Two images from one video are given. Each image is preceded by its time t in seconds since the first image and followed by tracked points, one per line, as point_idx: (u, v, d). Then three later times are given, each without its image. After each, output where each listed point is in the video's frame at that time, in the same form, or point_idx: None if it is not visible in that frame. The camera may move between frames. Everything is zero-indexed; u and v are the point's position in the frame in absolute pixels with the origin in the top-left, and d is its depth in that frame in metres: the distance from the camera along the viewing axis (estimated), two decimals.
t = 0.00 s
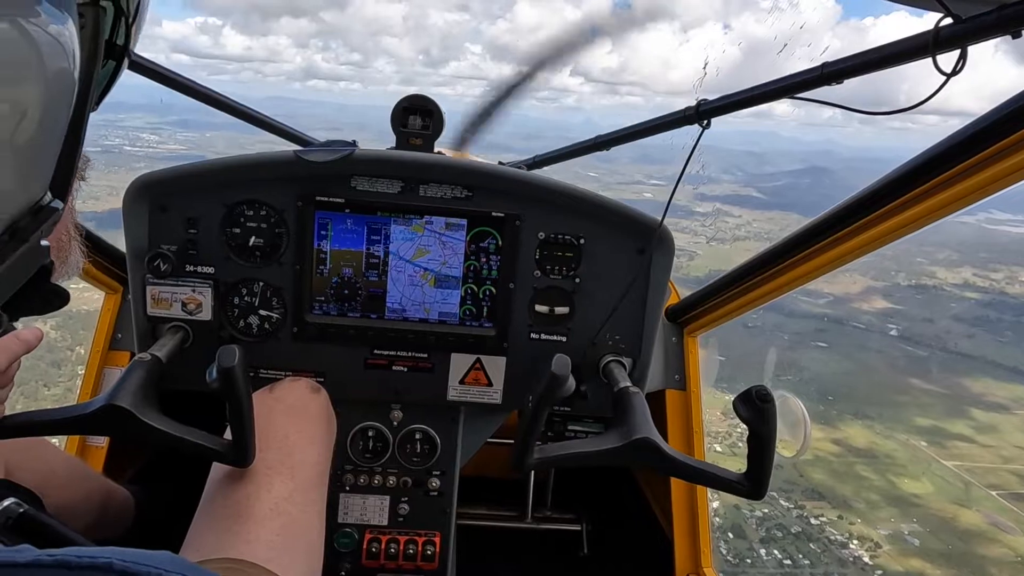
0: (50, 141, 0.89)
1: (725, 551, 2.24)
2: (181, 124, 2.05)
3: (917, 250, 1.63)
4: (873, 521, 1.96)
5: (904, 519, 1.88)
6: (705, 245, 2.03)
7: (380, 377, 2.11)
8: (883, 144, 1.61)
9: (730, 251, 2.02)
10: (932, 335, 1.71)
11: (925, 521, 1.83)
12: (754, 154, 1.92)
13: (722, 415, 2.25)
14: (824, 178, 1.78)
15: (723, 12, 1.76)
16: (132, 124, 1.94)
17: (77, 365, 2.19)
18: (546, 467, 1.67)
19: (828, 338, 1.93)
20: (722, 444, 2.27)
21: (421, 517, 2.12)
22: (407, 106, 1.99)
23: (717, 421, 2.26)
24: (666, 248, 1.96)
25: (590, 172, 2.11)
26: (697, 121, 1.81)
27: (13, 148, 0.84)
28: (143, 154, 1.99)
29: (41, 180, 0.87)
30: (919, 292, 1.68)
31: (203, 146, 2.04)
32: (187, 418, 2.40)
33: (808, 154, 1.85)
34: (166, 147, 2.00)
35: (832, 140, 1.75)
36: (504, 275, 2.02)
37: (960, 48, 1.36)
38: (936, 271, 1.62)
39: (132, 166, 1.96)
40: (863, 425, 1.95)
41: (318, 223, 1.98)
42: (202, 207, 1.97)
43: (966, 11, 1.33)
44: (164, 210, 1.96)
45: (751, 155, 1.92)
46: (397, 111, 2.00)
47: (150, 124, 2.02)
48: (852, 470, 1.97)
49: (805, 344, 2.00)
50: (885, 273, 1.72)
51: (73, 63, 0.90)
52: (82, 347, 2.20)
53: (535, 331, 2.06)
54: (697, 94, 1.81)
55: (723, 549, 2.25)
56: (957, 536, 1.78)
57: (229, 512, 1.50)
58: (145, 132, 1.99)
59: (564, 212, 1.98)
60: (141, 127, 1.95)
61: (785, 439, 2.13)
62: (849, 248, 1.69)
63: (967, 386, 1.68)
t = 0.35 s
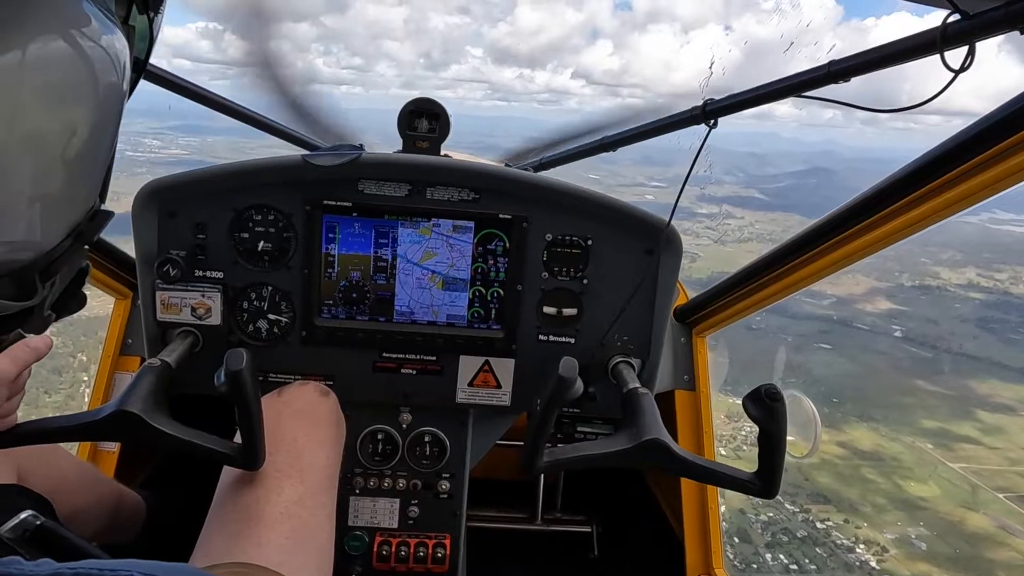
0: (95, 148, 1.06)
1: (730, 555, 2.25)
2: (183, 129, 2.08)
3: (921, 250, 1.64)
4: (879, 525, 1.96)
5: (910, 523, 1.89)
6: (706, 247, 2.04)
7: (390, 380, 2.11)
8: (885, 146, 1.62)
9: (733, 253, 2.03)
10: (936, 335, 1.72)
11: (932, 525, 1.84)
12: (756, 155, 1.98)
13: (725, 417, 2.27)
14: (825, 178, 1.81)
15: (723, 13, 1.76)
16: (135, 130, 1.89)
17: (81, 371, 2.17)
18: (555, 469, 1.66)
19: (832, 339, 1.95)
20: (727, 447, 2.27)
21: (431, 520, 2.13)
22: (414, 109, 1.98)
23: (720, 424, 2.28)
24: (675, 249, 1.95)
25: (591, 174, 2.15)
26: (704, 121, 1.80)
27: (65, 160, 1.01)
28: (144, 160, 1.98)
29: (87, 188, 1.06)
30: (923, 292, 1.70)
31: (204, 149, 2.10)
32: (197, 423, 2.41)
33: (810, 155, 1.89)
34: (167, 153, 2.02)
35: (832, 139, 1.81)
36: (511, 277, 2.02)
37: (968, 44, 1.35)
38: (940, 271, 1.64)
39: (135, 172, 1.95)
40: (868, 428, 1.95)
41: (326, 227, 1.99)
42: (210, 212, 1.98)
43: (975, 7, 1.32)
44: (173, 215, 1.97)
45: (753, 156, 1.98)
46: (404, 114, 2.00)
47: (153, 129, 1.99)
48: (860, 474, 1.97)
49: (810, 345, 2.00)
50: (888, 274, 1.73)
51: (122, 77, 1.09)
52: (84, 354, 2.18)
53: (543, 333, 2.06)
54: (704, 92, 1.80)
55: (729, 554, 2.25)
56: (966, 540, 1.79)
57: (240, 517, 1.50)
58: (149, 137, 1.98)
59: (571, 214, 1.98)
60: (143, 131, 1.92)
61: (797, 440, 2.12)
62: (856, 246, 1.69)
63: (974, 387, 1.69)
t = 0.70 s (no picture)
0: (96, 146, 1.05)
1: (737, 559, 2.26)
2: (185, 133, 2.07)
3: (926, 250, 1.65)
4: (885, 528, 1.95)
5: (917, 526, 1.88)
6: (709, 249, 2.02)
7: (398, 379, 2.11)
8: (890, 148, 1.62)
9: (733, 254, 2.04)
10: (941, 336, 1.73)
11: (938, 528, 1.84)
12: (757, 156, 1.90)
13: (727, 420, 2.27)
14: (825, 178, 1.81)
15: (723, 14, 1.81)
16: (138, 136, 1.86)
17: (81, 378, 2.15)
18: (563, 470, 1.66)
19: (836, 340, 1.96)
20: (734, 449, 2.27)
21: (439, 519, 2.13)
22: (421, 109, 1.98)
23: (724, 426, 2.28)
24: (682, 248, 1.95)
25: (593, 176, 2.13)
26: (712, 121, 1.80)
27: (65, 159, 0.99)
28: (146, 164, 1.98)
29: (90, 183, 1.06)
30: (926, 292, 1.70)
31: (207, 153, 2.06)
32: (205, 422, 2.43)
33: (808, 156, 1.88)
34: (166, 157, 2.02)
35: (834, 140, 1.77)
36: (519, 278, 2.02)
37: (978, 43, 1.34)
38: (943, 271, 1.65)
39: (137, 176, 1.95)
40: (872, 429, 1.95)
41: (333, 229, 1.99)
42: (218, 212, 1.98)
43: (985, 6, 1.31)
44: (181, 216, 1.98)
45: (754, 157, 1.90)
46: (411, 114, 1.99)
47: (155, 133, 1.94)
48: (867, 477, 1.96)
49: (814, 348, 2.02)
50: (890, 274, 1.74)
51: (121, 75, 1.08)
52: (83, 360, 2.14)
53: (551, 333, 2.06)
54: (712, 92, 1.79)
55: (737, 559, 2.26)
56: (973, 544, 1.78)
57: (249, 517, 1.51)
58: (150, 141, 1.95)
59: (578, 213, 1.98)
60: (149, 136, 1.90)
61: (804, 440, 2.12)
62: (865, 246, 1.68)
63: (979, 387, 1.70)
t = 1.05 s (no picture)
0: (129, 150, 1.05)
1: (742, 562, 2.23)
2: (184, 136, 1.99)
3: (926, 249, 1.63)
4: (890, 532, 1.96)
5: (921, 529, 1.89)
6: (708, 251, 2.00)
7: (403, 379, 2.11)
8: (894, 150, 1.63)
9: (736, 255, 2.04)
10: (944, 338, 1.74)
11: (944, 532, 1.84)
12: (757, 157, 1.92)
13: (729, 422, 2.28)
14: (825, 179, 1.82)
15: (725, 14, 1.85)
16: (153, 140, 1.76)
17: (81, 384, 2.11)
18: (570, 472, 1.66)
19: (838, 341, 1.97)
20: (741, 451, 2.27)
21: (444, 518, 2.13)
22: (429, 108, 1.98)
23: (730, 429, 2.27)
24: (689, 248, 1.95)
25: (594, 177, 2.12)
26: (720, 121, 1.79)
27: (100, 165, 0.99)
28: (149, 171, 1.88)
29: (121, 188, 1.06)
30: (928, 293, 1.69)
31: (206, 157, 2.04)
32: (212, 420, 2.44)
33: (809, 156, 1.90)
34: (168, 161, 1.94)
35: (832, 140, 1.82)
36: (525, 278, 2.02)
37: (987, 44, 1.34)
38: (944, 272, 1.65)
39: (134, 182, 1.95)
40: (876, 431, 1.97)
41: (340, 228, 2.00)
42: (226, 210, 1.99)
43: (996, 6, 1.31)
44: (189, 213, 1.99)
45: (754, 158, 1.92)
46: (419, 113, 1.99)
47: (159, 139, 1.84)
48: (871, 480, 1.96)
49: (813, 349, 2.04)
50: (891, 274, 1.73)
51: (154, 80, 1.08)
52: (83, 366, 2.10)
53: (557, 333, 2.06)
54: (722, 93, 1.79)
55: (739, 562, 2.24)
56: (980, 547, 1.79)
57: (256, 514, 1.51)
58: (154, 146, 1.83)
59: (585, 213, 1.97)
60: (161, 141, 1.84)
61: (811, 442, 2.10)
62: (872, 248, 1.68)
63: (982, 388, 1.71)
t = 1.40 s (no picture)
0: (99, 138, 1.07)
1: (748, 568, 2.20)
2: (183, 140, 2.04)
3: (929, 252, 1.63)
4: (894, 535, 1.96)
5: (925, 532, 1.88)
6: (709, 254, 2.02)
7: (409, 381, 2.12)
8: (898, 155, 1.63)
9: (741, 256, 2.05)
10: (945, 338, 1.74)
11: (948, 535, 1.83)
12: (757, 157, 1.91)
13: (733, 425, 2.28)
14: (826, 180, 1.88)
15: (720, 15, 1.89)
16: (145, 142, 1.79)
17: (77, 390, 2.10)
18: (575, 476, 1.66)
19: (838, 342, 1.97)
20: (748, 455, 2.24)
21: (449, 521, 2.13)
22: (438, 111, 1.99)
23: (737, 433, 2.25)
24: (697, 252, 1.95)
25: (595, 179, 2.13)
26: (728, 125, 1.79)
27: (70, 153, 1.01)
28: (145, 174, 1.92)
29: (90, 183, 1.08)
30: (928, 293, 1.70)
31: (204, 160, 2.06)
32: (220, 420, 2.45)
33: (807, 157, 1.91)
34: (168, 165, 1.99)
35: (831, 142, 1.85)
36: (533, 281, 2.02)
37: (999, 50, 1.33)
38: (945, 272, 1.65)
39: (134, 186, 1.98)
40: (879, 433, 1.94)
41: (349, 230, 2.00)
42: (234, 211, 2.00)
43: (1007, 12, 1.30)
44: (199, 214, 1.99)
45: (754, 159, 1.92)
46: (428, 116, 2.00)
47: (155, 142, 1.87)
48: (875, 482, 1.97)
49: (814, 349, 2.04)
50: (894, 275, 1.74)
51: (124, 71, 1.08)
52: (80, 372, 2.09)
53: (564, 336, 2.05)
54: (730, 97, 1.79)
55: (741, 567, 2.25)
56: (983, 549, 1.78)
57: (261, 514, 1.51)
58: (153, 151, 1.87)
59: (592, 216, 1.97)
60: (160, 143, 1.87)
61: (817, 447, 2.12)
62: (880, 254, 1.68)
63: (984, 388, 1.71)
